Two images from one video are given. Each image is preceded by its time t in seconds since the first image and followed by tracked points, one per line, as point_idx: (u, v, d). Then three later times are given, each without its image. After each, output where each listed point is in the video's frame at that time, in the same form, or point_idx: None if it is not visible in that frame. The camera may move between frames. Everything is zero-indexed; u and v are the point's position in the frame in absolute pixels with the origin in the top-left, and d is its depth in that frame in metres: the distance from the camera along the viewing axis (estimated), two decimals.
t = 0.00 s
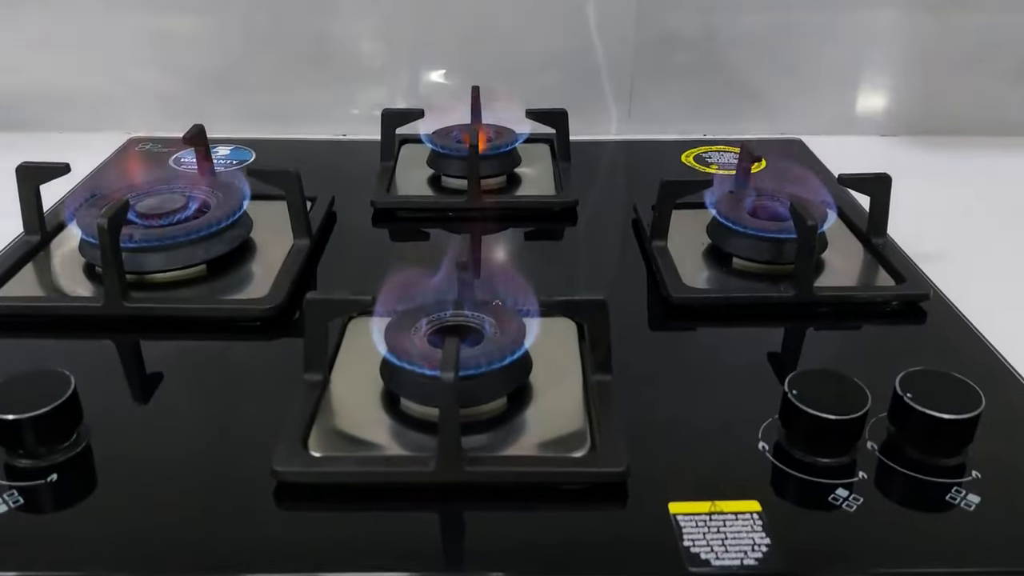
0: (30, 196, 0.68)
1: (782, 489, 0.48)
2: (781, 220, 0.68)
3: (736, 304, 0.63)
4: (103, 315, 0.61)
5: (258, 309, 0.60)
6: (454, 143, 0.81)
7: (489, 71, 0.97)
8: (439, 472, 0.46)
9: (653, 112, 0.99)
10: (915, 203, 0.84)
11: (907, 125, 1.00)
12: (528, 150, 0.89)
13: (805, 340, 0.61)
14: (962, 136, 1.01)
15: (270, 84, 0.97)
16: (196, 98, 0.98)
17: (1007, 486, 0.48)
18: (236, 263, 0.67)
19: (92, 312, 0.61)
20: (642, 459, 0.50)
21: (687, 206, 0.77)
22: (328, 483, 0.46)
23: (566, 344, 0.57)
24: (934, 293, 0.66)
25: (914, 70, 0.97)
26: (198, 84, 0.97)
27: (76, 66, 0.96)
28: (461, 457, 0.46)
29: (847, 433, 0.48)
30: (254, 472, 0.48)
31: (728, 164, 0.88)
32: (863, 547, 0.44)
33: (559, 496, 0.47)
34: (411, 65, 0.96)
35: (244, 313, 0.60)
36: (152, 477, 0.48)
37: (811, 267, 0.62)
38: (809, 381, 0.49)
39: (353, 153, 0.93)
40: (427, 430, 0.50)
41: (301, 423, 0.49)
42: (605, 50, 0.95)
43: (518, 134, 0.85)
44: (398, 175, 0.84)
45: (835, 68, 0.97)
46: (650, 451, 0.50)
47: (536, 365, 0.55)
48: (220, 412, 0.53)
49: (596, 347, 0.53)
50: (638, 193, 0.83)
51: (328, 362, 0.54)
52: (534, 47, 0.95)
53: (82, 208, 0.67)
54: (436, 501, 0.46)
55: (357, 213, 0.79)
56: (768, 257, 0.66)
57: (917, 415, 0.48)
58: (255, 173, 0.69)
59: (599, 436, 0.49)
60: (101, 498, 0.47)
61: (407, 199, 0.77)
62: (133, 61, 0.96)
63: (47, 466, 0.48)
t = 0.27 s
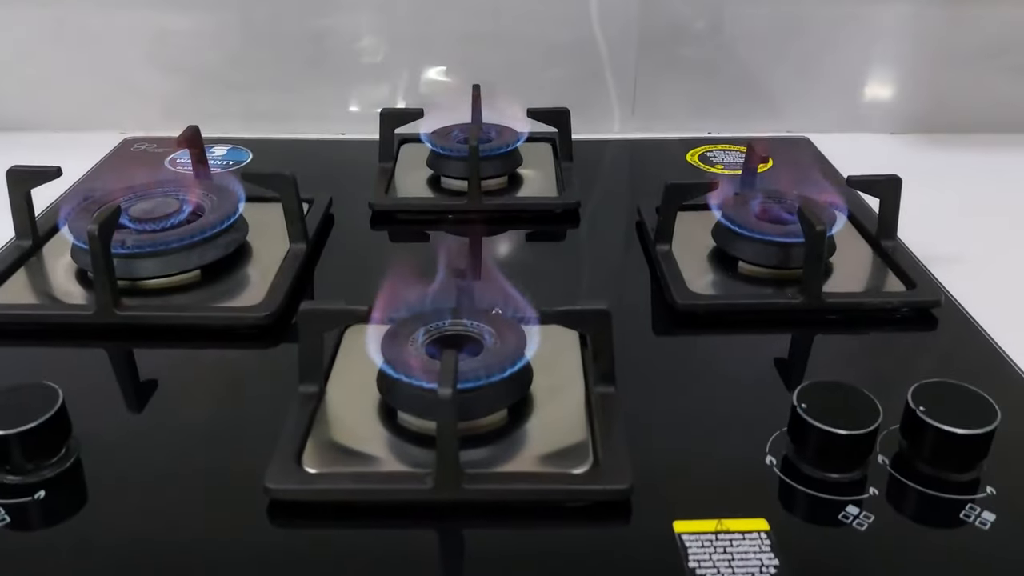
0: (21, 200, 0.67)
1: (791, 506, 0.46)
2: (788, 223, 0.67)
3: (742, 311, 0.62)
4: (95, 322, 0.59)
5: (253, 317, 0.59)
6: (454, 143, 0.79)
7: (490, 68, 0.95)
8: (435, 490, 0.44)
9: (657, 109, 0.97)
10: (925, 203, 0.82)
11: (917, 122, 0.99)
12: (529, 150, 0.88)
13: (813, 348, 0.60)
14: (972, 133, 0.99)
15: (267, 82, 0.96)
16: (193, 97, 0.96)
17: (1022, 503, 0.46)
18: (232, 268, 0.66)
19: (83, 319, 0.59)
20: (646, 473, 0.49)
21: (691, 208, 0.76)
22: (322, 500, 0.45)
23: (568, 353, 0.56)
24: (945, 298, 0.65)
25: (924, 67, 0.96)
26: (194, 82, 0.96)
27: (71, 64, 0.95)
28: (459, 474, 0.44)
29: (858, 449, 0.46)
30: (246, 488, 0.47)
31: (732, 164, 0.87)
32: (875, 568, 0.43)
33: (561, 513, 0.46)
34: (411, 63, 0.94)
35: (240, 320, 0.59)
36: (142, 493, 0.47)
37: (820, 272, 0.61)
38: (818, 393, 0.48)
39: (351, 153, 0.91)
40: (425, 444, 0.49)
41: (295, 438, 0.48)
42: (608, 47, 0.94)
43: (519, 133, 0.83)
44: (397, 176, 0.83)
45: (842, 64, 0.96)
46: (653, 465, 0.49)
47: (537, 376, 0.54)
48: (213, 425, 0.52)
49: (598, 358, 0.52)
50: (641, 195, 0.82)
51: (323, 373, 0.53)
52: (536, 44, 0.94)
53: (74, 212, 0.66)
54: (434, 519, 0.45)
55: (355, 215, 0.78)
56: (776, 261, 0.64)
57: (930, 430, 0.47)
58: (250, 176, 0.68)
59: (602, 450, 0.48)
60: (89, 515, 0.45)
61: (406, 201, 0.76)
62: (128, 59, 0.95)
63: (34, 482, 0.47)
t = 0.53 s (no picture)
0: (13, 202, 0.65)
1: (799, 522, 0.45)
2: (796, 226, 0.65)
3: (748, 316, 0.61)
4: (88, 328, 0.58)
5: (249, 322, 0.58)
6: (455, 141, 0.78)
7: (492, 65, 0.93)
8: (434, 507, 0.43)
9: (662, 106, 0.96)
10: (935, 201, 0.80)
11: (926, 118, 0.97)
12: (532, 147, 0.87)
13: (821, 355, 0.58)
14: (983, 129, 0.97)
15: (265, 78, 0.94)
16: (190, 93, 0.95)
17: None
18: (228, 270, 0.65)
19: (76, 325, 0.58)
20: (649, 487, 0.47)
21: (696, 208, 0.75)
22: (317, 516, 0.44)
23: (571, 362, 0.54)
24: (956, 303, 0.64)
25: (935, 62, 0.94)
26: (192, 78, 0.94)
27: (67, 60, 0.94)
28: (458, 490, 0.43)
29: (868, 464, 0.45)
30: (240, 502, 0.46)
31: (738, 162, 0.85)
32: None
33: (563, 529, 0.45)
34: (412, 59, 0.93)
35: (235, 326, 0.58)
36: (134, 507, 0.46)
37: (829, 277, 0.59)
38: (827, 406, 0.47)
39: (351, 150, 0.90)
40: (423, 456, 0.47)
41: (291, 451, 0.47)
42: (612, 42, 0.92)
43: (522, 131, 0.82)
44: (397, 175, 0.82)
45: (851, 60, 0.94)
46: (658, 479, 0.48)
47: (538, 386, 0.52)
48: (207, 434, 0.51)
49: (601, 368, 0.50)
50: (645, 194, 0.81)
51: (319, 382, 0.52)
52: (539, 39, 0.92)
53: (67, 214, 0.65)
54: (433, 535, 0.44)
55: (355, 215, 0.77)
56: (784, 265, 0.63)
57: (943, 444, 0.45)
58: (247, 176, 0.67)
59: (604, 463, 0.47)
60: (80, 531, 0.44)
61: (406, 202, 0.75)
62: (125, 55, 0.93)
63: (23, 496, 0.46)
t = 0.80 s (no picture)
0: (5, 202, 0.65)
1: (803, 535, 0.44)
2: (801, 227, 0.64)
3: (752, 320, 0.60)
4: (81, 332, 0.58)
5: (245, 326, 0.57)
6: (455, 138, 0.77)
7: (493, 59, 0.92)
8: (431, 521, 0.42)
9: (664, 100, 0.94)
10: (942, 199, 0.79)
11: (933, 112, 0.96)
12: (532, 143, 0.85)
13: (826, 360, 0.57)
14: (990, 124, 0.96)
15: (262, 72, 0.93)
16: (186, 88, 0.94)
17: None
18: (223, 271, 0.64)
19: (69, 328, 0.57)
20: (650, 498, 0.46)
21: (699, 207, 0.74)
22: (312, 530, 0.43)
23: (572, 369, 0.54)
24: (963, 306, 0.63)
25: (943, 55, 0.92)
26: (188, 72, 0.93)
27: (61, 55, 0.92)
28: (457, 504, 0.43)
29: (874, 476, 0.44)
30: (235, 514, 0.45)
31: (742, 159, 0.84)
32: None
33: (563, 543, 0.44)
34: (412, 53, 0.92)
35: (231, 330, 0.57)
36: (126, 519, 0.45)
37: (834, 280, 0.58)
38: (833, 416, 0.46)
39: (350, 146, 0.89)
40: (421, 466, 0.47)
41: (286, 462, 0.46)
42: (614, 36, 0.91)
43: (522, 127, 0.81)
44: (396, 172, 0.80)
45: (856, 54, 0.92)
46: (660, 490, 0.47)
47: (538, 394, 0.52)
48: (201, 443, 0.50)
49: (602, 376, 0.49)
50: (647, 192, 0.80)
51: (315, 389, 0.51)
52: (540, 32, 0.91)
53: (60, 214, 0.64)
54: (430, 550, 0.43)
55: (353, 214, 0.76)
56: (788, 267, 0.62)
57: (951, 455, 0.44)
58: (242, 176, 0.66)
59: (605, 474, 0.46)
60: (71, 544, 0.44)
61: (404, 200, 0.74)
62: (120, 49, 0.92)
63: (14, 508, 0.45)
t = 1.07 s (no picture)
0: None
1: (808, 537, 0.43)
2: (807, 220, 0.63)
3: (755, 314, 0.59)
4: (74, 327, 0.57)
5: (239, 321, 0.56)
6: (455, 127, 0.76)
7: (494, 46, 0.91)
8: (428, 522, 0.42)
9: (668, 88, 0.93)
10: (950, 189, 0.78)
11: (941, 101, 0.94)
12: (533, 133, 0.84)
13: (831, 356, 0.56)
14: (999, 113, 0.95)
15: (259, 60, 0.92)
16: (182, 77, 0.92)
17: None
18: (218, 264, 0.63)
19: (61, 323, 0.56)
20: (652, 499, 0.46)
21: (703, 198, 0.72)
22: (307, 532, 0.42)
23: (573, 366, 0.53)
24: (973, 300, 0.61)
25: (952, 43, 0.91)
26: (185, 60, 0.92)
27: (56, 42, 0.91)
28: (454, 506, 0.42)
29: (881, 477, 0.43)
30: (228, 515, 0.44)
31: (747, 149, 0.83)
32: None
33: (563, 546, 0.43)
34: (412, 40, 0.90)
35: (225, 325, 0.56)
36: (117, 520, 0.44)
37: (840, 275, 0.57)
38: (839, 416, 0.45)
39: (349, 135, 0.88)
40: (418, 466, 0.46)
41: (280, 462, 0.45)
42: (617, 23, 0.89)
43: (523, 117, 0.79)
44: (395, 162, 0.79)
45: (864, 41, 0.91)
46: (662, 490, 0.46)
47: (538, 392, 0.51)
48: (194, 441, 0.49)
49: (604, 374, 0.48)
50: (650, 183, 0.78)
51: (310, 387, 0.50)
52: (543, 20, 0.89)
53: (52, 206, 0.63)
54: (427, 552, 0.42)
55: (352, 205, 0.75)
56: (794, 261, 0.61)
57: (959, 456, 0.43)
58: (237, 167, 0.65)
59: (605, 474, 0.45)
60: (61, 545, 0.43)
61: (403, 191, 0.73)
62: (116, 37, 0.91)
63: (3, 509, 0.44)
